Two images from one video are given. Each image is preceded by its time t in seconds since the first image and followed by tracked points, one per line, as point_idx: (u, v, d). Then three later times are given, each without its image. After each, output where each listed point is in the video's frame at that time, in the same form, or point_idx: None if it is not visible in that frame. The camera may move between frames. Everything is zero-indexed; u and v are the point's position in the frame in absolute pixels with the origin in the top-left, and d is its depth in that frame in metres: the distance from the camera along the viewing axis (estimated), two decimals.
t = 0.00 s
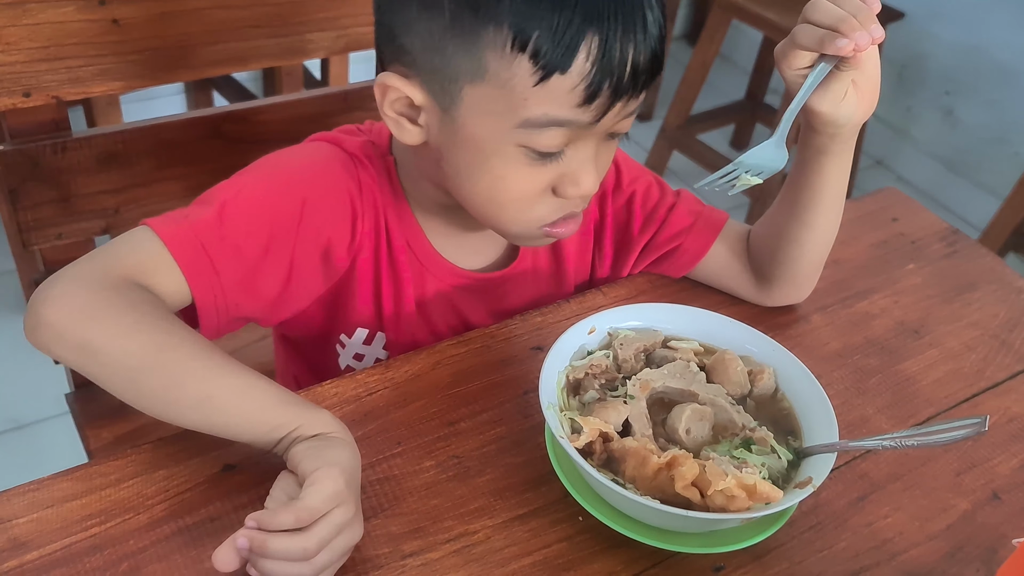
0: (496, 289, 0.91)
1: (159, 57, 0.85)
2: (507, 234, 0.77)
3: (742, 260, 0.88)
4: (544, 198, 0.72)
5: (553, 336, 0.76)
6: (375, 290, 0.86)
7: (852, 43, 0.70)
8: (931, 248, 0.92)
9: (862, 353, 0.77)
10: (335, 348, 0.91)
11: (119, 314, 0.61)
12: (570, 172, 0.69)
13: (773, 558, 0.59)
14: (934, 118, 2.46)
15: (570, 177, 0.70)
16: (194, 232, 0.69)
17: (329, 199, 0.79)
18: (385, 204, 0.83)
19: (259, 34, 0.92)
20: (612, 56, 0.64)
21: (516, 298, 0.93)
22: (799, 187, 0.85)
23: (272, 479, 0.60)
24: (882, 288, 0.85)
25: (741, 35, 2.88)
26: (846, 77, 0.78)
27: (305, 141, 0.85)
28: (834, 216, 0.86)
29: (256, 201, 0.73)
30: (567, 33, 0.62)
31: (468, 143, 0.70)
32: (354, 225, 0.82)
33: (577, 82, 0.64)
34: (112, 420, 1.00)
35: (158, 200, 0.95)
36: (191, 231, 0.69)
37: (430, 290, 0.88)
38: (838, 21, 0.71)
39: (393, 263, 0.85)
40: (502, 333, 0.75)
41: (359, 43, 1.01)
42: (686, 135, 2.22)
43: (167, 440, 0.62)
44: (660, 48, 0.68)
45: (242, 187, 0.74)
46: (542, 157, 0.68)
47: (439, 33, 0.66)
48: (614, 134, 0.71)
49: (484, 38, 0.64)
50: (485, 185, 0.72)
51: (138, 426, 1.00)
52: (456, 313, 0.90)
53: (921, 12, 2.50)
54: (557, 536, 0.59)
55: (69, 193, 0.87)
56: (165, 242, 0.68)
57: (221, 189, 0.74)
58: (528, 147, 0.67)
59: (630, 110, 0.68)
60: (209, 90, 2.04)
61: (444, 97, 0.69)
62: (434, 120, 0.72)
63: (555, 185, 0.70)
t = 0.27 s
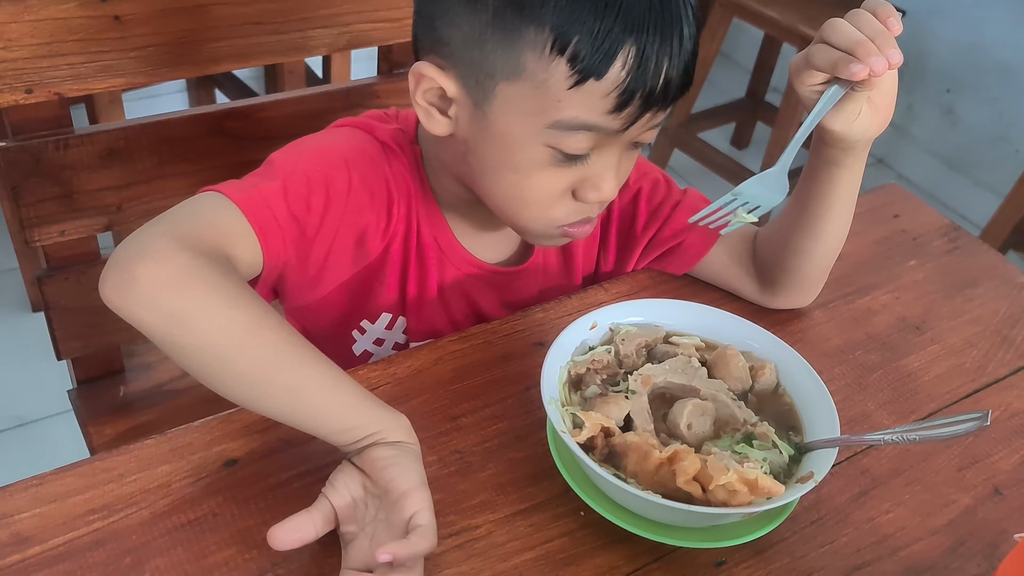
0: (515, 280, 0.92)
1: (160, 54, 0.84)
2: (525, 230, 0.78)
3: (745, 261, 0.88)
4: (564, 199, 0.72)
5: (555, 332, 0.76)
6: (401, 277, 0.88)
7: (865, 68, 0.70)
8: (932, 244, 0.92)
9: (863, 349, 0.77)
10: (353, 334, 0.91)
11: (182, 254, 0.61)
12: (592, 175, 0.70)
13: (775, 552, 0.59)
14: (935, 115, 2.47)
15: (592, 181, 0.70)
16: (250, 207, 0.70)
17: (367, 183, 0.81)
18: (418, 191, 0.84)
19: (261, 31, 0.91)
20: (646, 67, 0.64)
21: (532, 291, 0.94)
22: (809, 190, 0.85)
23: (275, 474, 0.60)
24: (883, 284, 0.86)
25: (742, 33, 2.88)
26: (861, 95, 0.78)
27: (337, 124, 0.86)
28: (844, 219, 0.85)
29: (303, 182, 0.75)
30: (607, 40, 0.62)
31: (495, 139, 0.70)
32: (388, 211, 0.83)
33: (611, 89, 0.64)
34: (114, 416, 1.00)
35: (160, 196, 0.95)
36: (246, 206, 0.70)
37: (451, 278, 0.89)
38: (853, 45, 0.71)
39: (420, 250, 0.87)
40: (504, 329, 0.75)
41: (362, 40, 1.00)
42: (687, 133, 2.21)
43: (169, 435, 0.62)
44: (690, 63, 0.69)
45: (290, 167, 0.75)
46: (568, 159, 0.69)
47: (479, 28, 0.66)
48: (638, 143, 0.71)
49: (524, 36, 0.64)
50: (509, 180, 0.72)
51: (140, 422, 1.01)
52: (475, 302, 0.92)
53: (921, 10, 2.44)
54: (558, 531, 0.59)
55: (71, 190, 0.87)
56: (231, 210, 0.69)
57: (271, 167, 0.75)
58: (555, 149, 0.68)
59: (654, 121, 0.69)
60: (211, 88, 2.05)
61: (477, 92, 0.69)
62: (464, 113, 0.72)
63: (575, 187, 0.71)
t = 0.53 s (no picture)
0: (521, 262, 0.92)
1: (148, 49, 0.83)
2: (517, 209, 0.78)
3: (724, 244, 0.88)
4: (554, 180, 0.73)
5: (544, 325, 0.76)
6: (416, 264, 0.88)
7: (835, 79, 0.71)
8: (922, 236, 0.92)
9: (852, 341, 0.77)
10: (365, 320, 0.90)
11: (220, 258, 0.61)
12: (579, 158, 0.69)
13: (762, 544, 0.59)
14: (924, 107, 2.47)
15: (580, 164, 0.70)
16: (282, 202, 0.70)
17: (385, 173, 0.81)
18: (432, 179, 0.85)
19: (250, 25, 0.91)
20: (631, 50, 0.64)
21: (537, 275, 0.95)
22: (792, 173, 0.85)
23: (263, 468, 0.60)
24: (873, 276, 0.86)
25: (735, 27, 2.88)
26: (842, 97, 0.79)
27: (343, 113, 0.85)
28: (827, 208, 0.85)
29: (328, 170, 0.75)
30: (592, 21, 0.62)
31: (485, 118, 0.71)
32: (405, 199, 0.83)
33: (594, 71, 0.64)
34: (105, 412, 1.00)
35: (149, 191, 0.94)
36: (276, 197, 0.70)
37: (461, 262, 0.90)
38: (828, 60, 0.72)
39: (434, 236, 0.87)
40: (493, 322, 0.75)
41: (351, 34, 1.00)
42: (681, 128, 2.21)
43: (156, 429, 0.62)
44: (681, 50, 0.68)
45: (311, 163, 0.74)
46: (557, 139, 0.69)
47: (471, 8, 0.67)
48: (631, 128, 0.71)
49: (511, 15, 0.65)
50: (500, 160, 0.73)
51: (131, 418, 1.00)
52: (484, 286, 0.93)
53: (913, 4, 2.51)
54: (546, 524, 0.59)
55: (59, 185, 0.87)
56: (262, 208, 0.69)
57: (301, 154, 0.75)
58: (542, 128, 0.68)
59: (644, 107, 0.68)
60: (203, 83, 2.04)
61: (468, 71, 0.70)
62: (458, 92, 0.72)
63: (565, 169, 0.71)
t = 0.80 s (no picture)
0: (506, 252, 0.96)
1: (137, 46, 0.83)
2: (487, 185, 0.80)
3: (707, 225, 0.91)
4: (518, 151, 0.75)
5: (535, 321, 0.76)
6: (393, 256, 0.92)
7: (802, 21, 0.77)
8: (914, 229, 0.92)
9: (844, 334, 0.77)
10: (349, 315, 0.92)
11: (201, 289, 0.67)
12: (539, 129, 0.72)
13: (754, 538, 0.59)
14: (919, 99, 2.48)
15: (541, 135, 0.72)
16: (250, 227, 0.73)
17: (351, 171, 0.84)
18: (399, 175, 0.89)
19: (239, 22, 0.90)
20: (579, 12, 0.67)
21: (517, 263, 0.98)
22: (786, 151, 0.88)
23: (253, 466, 0.60)
24: (865, 269, 0.86)
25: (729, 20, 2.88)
26: (819, 46, 0.82)
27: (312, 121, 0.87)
28: (811, 195, 0.88)
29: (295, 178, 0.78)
30: None
31: (442, 90, 0.74)
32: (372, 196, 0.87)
33: (543, 34, 0.66)
34: (97, 411, 1.00)
35: (140, 189, 0.94)
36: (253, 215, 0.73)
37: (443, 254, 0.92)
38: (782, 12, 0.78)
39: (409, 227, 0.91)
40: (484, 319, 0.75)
41: (341, 31, 1.00)
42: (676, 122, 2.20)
43: (146, 428, 0.61)
44: (634, 15, 0.71)
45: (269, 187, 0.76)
46: (514, 108, 0.71)
47: None
48: (592, 98, 0.73)
49: None
50: (461, 135, 0.75)
51: (124, 418, 1.00)
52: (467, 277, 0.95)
53: None
54: (538, 520, 0.59)
55: (49, 183, 0.86)
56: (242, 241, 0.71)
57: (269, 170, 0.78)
58: (497, 97, 0.70)
59: (602, 72, 0.71)
60: (195, 81, 2.04)
61: (425, 43, 0.74)
62: (418, 66, 0.76)
63: (526, 141, 0.73)
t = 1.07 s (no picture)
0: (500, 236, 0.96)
1: (134, 45, 0.82)
2: (459, 184, 0.82)
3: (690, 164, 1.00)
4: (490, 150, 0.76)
5: (534, 320, 0.76)
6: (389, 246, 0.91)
7: None
8: (914, 226, 0.92)
9: (844, 331, 0.77)
10: (353, 309, 0.92)
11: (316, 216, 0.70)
12: (511, 127, 0.72)
13: (754, 537, 0.59)
14: (919, 97, 2.47)
15: (513, 133, 0.73)
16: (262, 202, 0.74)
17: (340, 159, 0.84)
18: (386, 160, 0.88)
19: (237, 20, 0.90)
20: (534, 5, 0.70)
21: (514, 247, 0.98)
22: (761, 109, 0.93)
23: (251, 465, 0.60)
24: (865, 266, 0.86)
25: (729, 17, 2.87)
26: None
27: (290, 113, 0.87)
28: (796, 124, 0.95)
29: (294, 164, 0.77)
30: None
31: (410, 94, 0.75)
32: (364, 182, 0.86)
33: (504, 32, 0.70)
34: (97, 411, 1.00)
35: (138, 188, 0.94)
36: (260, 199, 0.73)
37: (438, 241, 0.93)
38: None
39: (401, 215, 0.91)
40: (483, 317, 0.75)
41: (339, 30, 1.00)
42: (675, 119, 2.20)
43: (145, 428, 0.61)
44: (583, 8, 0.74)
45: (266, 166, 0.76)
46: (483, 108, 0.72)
47: None
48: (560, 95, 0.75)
49: None
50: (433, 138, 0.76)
51: (124, 417, 1.00)
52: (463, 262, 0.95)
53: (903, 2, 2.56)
54: (538, 518, 0.59)
55: (47, 183, 0.86)
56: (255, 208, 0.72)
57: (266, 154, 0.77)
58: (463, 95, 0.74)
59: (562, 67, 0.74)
60: (194, 79, 2.04)
61: (385, 50, 0.75)
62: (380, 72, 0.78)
63: (499, 140, 0.74)
